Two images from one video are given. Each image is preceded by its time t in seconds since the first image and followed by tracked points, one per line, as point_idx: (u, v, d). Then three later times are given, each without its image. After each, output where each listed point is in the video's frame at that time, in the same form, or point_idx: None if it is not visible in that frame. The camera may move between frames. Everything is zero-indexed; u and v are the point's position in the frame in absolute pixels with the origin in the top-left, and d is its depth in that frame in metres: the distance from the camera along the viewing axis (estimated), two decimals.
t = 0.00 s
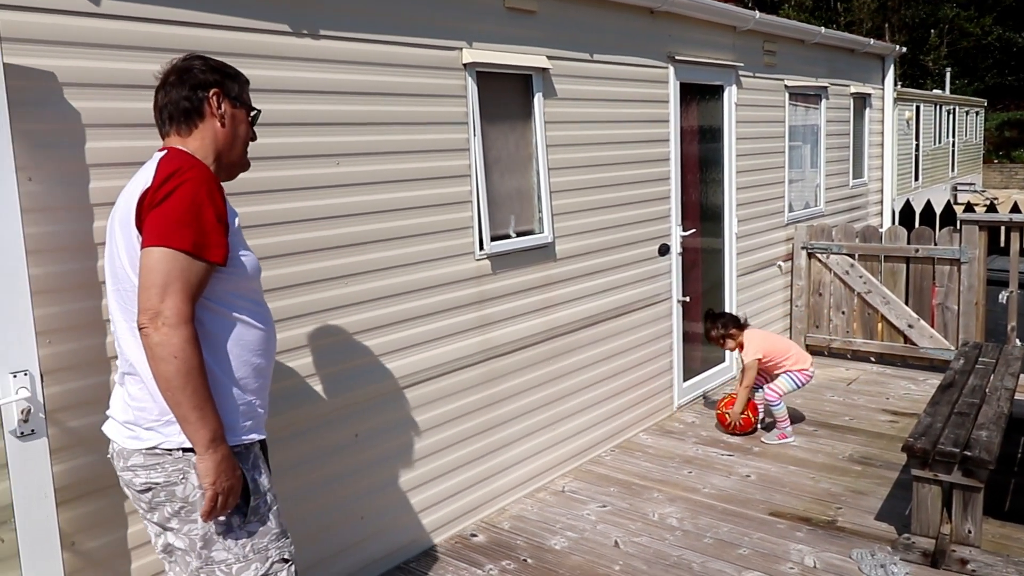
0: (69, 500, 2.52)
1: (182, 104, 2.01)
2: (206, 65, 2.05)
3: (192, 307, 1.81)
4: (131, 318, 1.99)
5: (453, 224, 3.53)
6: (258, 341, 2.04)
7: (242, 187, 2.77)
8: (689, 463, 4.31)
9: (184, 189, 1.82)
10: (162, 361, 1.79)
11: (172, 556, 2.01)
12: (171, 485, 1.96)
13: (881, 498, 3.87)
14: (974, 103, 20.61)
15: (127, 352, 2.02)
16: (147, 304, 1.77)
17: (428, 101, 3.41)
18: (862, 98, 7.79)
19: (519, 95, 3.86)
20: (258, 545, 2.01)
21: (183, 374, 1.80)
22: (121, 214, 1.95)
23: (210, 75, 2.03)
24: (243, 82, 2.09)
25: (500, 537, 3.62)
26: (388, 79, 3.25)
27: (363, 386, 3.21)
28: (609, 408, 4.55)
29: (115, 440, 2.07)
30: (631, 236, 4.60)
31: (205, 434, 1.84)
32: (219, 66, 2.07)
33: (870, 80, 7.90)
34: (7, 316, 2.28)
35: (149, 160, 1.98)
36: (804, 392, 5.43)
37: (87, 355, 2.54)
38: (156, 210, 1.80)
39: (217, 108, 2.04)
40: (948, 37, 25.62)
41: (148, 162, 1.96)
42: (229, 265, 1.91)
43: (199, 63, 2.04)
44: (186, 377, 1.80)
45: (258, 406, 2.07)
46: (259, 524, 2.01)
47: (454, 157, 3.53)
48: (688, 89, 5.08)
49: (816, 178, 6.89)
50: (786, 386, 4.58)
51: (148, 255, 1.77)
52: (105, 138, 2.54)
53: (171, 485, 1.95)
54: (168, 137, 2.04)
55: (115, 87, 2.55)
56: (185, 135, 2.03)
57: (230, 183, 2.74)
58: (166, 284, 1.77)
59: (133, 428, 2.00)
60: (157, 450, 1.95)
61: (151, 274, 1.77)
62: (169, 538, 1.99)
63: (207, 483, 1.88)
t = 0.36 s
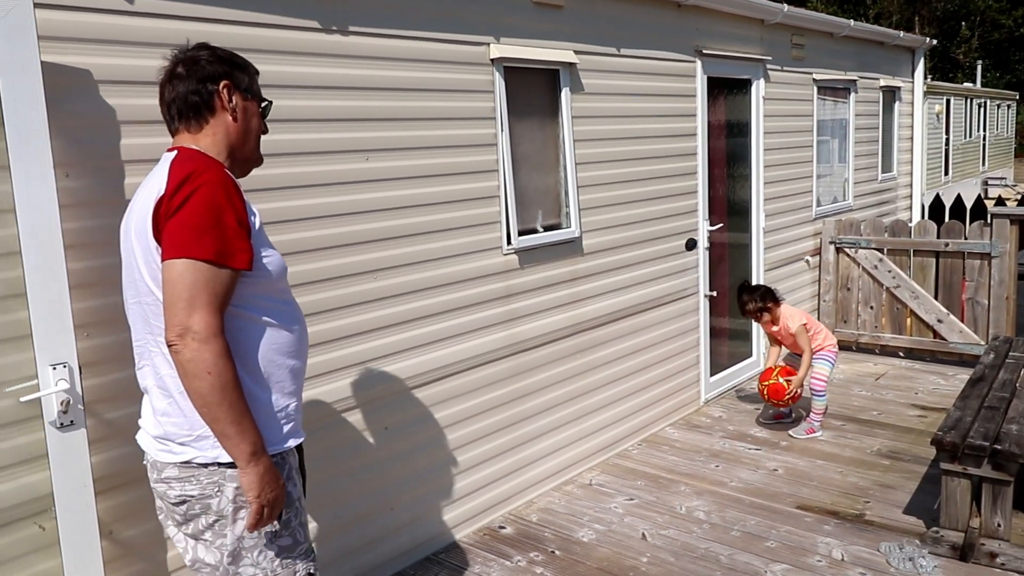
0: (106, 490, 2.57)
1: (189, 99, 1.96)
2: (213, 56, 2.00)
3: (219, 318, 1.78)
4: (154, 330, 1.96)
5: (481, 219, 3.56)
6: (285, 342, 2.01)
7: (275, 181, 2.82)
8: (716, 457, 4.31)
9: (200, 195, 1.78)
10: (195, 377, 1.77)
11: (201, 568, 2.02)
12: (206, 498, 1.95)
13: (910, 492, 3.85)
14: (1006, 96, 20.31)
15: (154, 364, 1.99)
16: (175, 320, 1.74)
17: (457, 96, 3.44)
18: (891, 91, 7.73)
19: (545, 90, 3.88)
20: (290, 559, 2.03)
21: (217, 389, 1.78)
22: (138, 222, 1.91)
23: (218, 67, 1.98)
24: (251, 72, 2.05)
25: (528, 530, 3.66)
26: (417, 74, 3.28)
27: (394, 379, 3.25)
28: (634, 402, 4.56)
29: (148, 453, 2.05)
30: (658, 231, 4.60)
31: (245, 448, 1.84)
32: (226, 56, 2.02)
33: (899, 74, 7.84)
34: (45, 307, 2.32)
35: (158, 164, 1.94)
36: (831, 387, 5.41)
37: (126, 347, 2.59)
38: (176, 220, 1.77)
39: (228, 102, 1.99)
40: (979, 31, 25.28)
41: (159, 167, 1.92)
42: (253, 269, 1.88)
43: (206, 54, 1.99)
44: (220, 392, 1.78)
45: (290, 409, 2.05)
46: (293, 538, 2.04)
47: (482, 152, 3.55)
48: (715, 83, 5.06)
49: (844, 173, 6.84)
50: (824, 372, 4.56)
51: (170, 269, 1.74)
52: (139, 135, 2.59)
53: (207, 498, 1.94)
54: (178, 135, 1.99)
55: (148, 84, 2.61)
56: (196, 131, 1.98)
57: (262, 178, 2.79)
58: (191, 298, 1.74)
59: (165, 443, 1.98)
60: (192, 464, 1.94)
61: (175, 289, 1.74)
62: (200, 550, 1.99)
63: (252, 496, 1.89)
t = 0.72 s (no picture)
0: (126, 477, 2.63)
1: (206, 82, 1.86)
2: (231, 36, 1.89)
3: (258, 326, 1.74)
4: (177, 336, 1.86)
5: (498, 208, 3.56)
6: (310, 348, 1.97)
7: (295, 171, 2.84)
8: (731, 445, 4.33)
9: (237, 196, 1.72)
10: (233, 389, 1.72)
11: None
12: (234, 503, 1.90)
13: (925, 480, 3.87)
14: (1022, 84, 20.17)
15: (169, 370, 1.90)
16: (213, 329, 1.69)
17: (475, 85, 3.44)
18: (908, 79, 7.69)
19: (563, 79, 3.88)
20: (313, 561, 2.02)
21: (254, 402, 1.73)
22: (154, 220, 1.80)
23: (238, 49, 1.88)
24: (270, 54, 1.96)
25: (544, 517, 3.68)
26: (436, 64, 3.29)
27: (413, 367, 3.27)
28: (651, 390, 4.57)
29: (161, 461, 1.97)
30: (675, 220, 4.61)
31: (275, 467, 1.80)
32: (247, 37, 1.92)
33: (917, 62, 7.80)
34: (64, 296, 2.33)
35: (181, 155, 1.82)
36: (846, 375, 5.42)
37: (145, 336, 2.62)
38: (211, 223, 1.70)
39: (247, 87, 1.90)
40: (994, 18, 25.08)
41: (179, 160, 1.82)
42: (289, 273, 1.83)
43: (223, 33, 1.88)
44: (258, 406, 1.74)
45: (310, 418, 2.02)
46: (317, 540, 2.03)
47: (499, 141, 3.56)
48: (732, 71, 5.05)
49: (861, 161, 6.83)
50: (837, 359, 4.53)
51: (207, 275, 1.68)
52: (156, 125, 2.62)
53: (235, 503, 1.89)
54: (192, 120, 1.90)
55: (164, 73, 2.63)
56: (213, 118, 1.89)
57: (283, 167, 2.80)
58: (231, 306, 1.68)
59: (184, 451, 1.91)
60: (218, 474, 1.88)
61: (214, 296, 1.67)
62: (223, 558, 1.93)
63: (277, 517, 1.84)
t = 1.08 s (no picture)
0: (112, 474, 2.63)
1: (173, 75, 1.83)
2: (196, 26, 1.86)
3: (249, 334, 1.73)
4: (160, 342, 1.84)
5: (485, 203, 3.57)
6: (293, 347, 1.98)
7: (282, 165, 2.83)
8: (717, 438, 4.36)
9: (220, 202, 1.70)
10: (228, 400, 1.72)
11: None
12: (224, 503, 1.88)
13: (909, 471, 3.91)
14: (1003, 81, 20.39)
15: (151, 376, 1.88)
16: (204, 341, 1.68)
17: (461, 80, 3.44)
18: (891, 75, 7.76)
19: (550, 73, 3.88)
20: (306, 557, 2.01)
21: (250, 410, 1.73)
22: (130, 225, 1.77)
23: (204, 40, 1.85)
24: (239, 44, 1.93)
25: (532, 511, 3.69)
26: (422, 58, 3.28)
27: (401, 362, 3.27)
28: (638, 383, 4.59)
29: (143, 466, 1.94)
30: (662, 214, 4.63)
31: (276, 472, 1.80)
32: (214, 27, 1.89)
33: (900, 58, 7.87)
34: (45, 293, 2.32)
35: (154, 156, 1.79)
36: (832, 368, 5.47)
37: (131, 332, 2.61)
38: (196, 231, 1.68)
39: (217, 81, 1.88)
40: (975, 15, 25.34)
41: (152, 163, 1.78)
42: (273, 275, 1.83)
43: (189, 24, 1.84)
44: (255, 414, 1.74)
45: (297, 415, 2.03)
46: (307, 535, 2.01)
47: (486, 136, 3.56)
48: (717, 67, 5.07)
49: (845, 156, 6.87)
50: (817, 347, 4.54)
51: (195, 286, 1.67)
52: (141, 118, 2.61)
53: (225, 502, 1.88)
54: (161, 116, 1.88)
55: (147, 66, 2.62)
56: (182, 114, 1.87)
57: (270, 161, 2.79)
58: (222, 316, 1.68)
59: (170, 455, 1.89)
60: (207, 476, 1.87)
61: (204, 307, 1.67)
62: (212, 559, 1.91)
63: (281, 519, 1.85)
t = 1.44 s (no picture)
0: (117, 468, 2.65)
1: (175, 72, 1.83)
2: (198, 23, 1.86)
3: (257, 329, 1.74)
4: (166, 338, 1.85)
5: (486, 198, 3.56)
6: (296, 343, 1.98)
7: (283, 163, 2.84)
8: (720, 434, 4.33)
9: (227, 199, 1.70)
10: (236, 394, 1.73)
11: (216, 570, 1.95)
12: (231, 496, 1.90)
13: (916, 468, 3.86)
14: (1016, 71, 20.16)
15: (158, 373, 1.89)
16: (213, 336, 1.69)
17: (460, 75, 3.44)
18: (898, 66, 7.68)
19: (549, 67, 3.87)
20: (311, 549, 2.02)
21: (258, 405, 1.75)
22: (136, 222, 1.77)
23: (206, 37, 1.85)
24: (240, 41, 1.93)
25: (534, 506, 3.69)
26: (418, 55, 3.27)
27: (402, 357, 3.28)
28: (640, 378, 4.58)
29: (150, 460, 1.95)
30: (664, 208, 4.62)
31: (282, 467, 1.82)
32: (217, 24, 1.89)
33: (906, 49, 7.78)
34: (54, 290, 2.35)
35: (159, 153, 1.79)
36: (836, 363, 5.42)
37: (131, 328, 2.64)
38: (203, 227, 1.68)
39: (219, 78, 1.87)
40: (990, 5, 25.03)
41: (156, 160, 1.78)
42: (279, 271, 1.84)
43: (192, 22, 1.84)
44: (263, 409, 1.75)
45: (300, 410, 2.04)
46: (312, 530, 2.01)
47: (486, 131, 3.56)
48: (719, 60, 5.03)
49: (848, 149, 6.81)
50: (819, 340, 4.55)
51: (203, 282, 1.67)
52: (141, 117, 2.63)
53: (232, 496, 1.90)
54: (164, 112, 1.88)
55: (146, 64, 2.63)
56: (185, 111, 1.87)
57: (270, 159, 2.80)
58: (230, 312, 1.69)
59: (176, 451, 1.90)
60: (214, 470, 1.88)
61: (212, 303, 1.68)
62: (218, 552, 1.92)
63: (287, 513, 1.87)
